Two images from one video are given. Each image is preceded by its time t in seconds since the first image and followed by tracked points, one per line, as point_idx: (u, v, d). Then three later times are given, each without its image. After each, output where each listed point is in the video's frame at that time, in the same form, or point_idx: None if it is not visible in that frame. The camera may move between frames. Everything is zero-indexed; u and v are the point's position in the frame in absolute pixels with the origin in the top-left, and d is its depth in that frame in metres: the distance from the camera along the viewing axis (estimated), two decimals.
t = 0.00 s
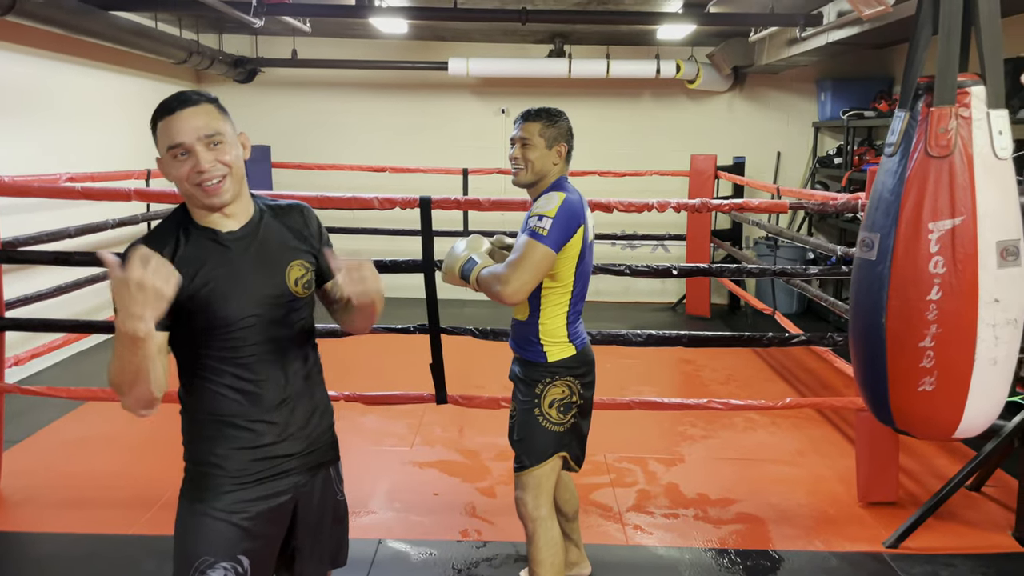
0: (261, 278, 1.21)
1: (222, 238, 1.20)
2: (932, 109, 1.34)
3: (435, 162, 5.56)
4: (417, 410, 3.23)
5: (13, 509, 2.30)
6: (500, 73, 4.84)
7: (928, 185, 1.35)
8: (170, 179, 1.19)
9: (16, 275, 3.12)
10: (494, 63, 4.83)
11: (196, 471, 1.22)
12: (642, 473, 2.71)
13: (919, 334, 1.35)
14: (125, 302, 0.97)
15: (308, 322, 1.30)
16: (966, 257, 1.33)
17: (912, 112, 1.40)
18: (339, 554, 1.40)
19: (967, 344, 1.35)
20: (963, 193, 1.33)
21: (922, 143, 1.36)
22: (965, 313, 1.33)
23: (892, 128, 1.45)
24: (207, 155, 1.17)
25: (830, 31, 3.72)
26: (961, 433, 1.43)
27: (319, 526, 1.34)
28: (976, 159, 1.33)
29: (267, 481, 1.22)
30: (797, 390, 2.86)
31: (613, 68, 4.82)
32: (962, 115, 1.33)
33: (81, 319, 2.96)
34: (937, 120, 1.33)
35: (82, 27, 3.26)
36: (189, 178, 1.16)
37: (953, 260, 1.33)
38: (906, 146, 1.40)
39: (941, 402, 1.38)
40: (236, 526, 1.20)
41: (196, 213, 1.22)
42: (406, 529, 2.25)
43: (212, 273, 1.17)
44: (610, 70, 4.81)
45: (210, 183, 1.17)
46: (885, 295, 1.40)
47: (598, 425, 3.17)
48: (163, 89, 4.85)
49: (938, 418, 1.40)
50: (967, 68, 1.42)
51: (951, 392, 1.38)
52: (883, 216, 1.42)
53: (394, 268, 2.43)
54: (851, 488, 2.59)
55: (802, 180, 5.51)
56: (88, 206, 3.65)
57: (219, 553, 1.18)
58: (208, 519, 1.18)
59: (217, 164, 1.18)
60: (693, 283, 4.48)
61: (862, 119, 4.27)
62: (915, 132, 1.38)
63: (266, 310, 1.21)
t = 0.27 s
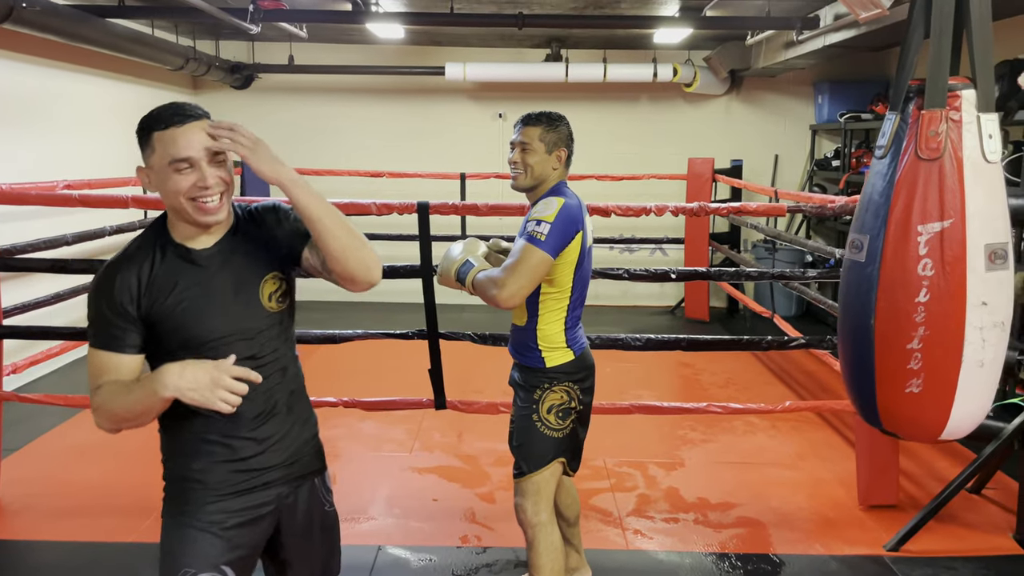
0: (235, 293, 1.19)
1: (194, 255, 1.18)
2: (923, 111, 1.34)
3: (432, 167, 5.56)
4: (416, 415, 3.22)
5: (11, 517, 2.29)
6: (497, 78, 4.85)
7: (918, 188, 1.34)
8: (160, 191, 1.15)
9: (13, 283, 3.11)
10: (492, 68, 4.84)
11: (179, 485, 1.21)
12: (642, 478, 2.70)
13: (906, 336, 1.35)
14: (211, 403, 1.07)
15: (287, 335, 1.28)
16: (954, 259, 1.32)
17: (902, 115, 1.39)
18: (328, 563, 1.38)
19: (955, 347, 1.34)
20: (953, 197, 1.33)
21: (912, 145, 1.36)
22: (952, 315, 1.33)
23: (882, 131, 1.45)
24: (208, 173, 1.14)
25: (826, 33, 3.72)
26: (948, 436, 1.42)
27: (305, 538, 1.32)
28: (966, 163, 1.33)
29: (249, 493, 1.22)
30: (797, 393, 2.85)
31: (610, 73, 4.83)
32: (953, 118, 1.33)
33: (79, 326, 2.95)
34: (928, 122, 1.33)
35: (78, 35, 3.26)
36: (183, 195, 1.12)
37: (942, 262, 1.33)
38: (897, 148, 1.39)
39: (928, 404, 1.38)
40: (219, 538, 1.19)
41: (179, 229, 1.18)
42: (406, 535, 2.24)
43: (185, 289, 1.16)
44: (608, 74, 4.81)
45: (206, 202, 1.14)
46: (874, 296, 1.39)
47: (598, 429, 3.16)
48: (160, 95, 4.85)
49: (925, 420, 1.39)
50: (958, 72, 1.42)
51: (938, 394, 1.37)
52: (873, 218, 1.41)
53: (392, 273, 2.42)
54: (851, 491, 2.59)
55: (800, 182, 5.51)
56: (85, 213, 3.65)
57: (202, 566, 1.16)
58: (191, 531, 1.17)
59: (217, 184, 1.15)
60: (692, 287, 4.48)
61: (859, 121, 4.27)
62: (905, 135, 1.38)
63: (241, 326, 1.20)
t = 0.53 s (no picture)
0: (175, 326, 1.07)
1: (133, 286, 1.03)
2: (916, 113, 1.34)
3: (434, 171, 5.57)
4: (420, 419, 3.22)
5: (16, 522, 2.30)
6: (499, 82, 4.85)
7: (910, 189, 1.35)
8: (121, 211, 1.00)
9: (17, 289, 3.13)
10: (493, 72, 4.84)
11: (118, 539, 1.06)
12: (646, 481, 2.70)
13: (896, 336, 1.35)
14: (215, 446, 0.93)
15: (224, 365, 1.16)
16: (945, 261, 1.33)
17: (896, 116, 1.40)
18: None
19: (945, 348, 1.34)
20: (945, 198, 1.33)
21: (906, 146, 1.36)
22: (942, 317, 1.33)
23: (876, 132, 1.45)
24: (187, 201, 1.03)
25: (828, 36, 3.73)
26: (938, 438, 1.43)
27: (276, 568, 1.21)
28: (959, 164, 1.33)
29: (201, 533, 1.09)
30: (800, 395, 2.85)
31: (612, 76, 4.83)
32: (946, 120, 1.33)
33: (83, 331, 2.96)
34: (922, 123, 1.33)
35: (82, 41, 3.27)
36: (155, 222, 1.00)
37: (933, 263, 1.33)
38: (890, 149, 1.40)
39: (917, 406, 1.38)
40: None
41: (124, 256, 1.03)
42: (410, 539, 2.24)
43: (123, 324, 1.01)
44: (609, 77, 4.81)
45: (176, 232, 1.02)
46: (865, 296, 1.40)
47: (601, 432, 3.16)
48: (163, 101, 4.86)
49: (914, 422, 1.39)
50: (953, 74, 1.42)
51: (928, 395, 1.37)
52: (865, 218, 1.42)
53: (395, 278, 2.43)
54: (855, 493, 2.59)
55: (802, 184, 5.50)
56: (88, 219, 3.66)
57: None
58: None
59: (192, 213, 1.04)
60: (694, 290, 4.48)
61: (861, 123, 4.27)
62: (899, 136, 1.38)
63: (185, 361, 1.07)
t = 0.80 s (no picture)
0: (90, 304, 0.96)
1: (45, 261, 0.91)
2: (909, 112, 1.34)
3: (434, 173, 5.57)
4: (419, 421, 3.22)
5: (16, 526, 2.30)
6: (498, 83, 4.85)
7: (902, 188, 1.35)
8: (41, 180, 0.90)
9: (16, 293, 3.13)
10: (492, 74, 4.84)
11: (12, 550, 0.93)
12: (646, 482, 2.70)
13: (887, 336, 1.35)
14: None
15: (125, 349, 1.07)
16: (937, 261, 1.32)
17: (889, 115, 1.39)
18: None
19: (936, 350, 1.34)
20: (937, 198, 1.33)
21: (898, 145, 1.36)
22: (933, 317, 1.33)
23: (869, 131, 1.45)
24: (103, 168, 0.97)
25: (826, 37, 3.73)
26: (928, 441, 1.42)
27: (155, 554, 1.12)
28: (951, 164, 1.33)
29: (86, 526, 0.98)
30: (800, 396, 2.85)
31: (611, 77, 4.83)
32: (939, 119, 1.33)
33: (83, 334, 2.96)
34: (915, 122, 1.33)
35: (80, 44, 3.27)
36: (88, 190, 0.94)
37: (924, 263, 1.33)
38: (883, 149, 1.40)
39: (907, 407, 1.38)
40: None
41: (36, 233, 0.93)
42: (410, 541, 2.24)
43: (44, 303, 0.89)
44: (608, 79, 4.81)
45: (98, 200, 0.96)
46: (856, 296, 1.40)
47: (601, 434, 3.16)
48: (162, 104, 4.87)
49: (903, 424, 1.39)
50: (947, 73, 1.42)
51: (918, 396, 1.37)
52: (857, 218, 1.42)
53: (394, 280, 2.43)
54: (855, 495, 2.58)
55: (802, 185, 5.50)
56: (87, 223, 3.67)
57: None
58: None
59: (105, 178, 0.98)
60: (694, 290, 4.48)
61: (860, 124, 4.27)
62: (892, 135, 1.38)
63: (90, 352, 0.95)
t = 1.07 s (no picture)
0: None
1: None
2: (908, 112, 1.34)
3: (435, 174, 5.57)
4: (420, 422, 3.23)
5: (19, 527, 2.31)
6: (499, 85, 4.86)
7: (901, 189, 1.34)
8: None
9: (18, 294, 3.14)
10: (493, 75, 4.85)
11: None
12: (646, 483, 2.70)
13: (886, 338, 1.35)
14: None
15: None
16: (936, 262, 1.32)
17: (887, 116, 1.39)
18: None
19: (935, 352, 1.34)
20: (936, 198, 1.33)
21: (897, 146, 1.36)
22: (932, 319, 1.33)
23: (868, 132, 1.45)
24: None
25: (826, 38, 3.73)
26: (927, 445, 1.42)
27: None
28: (950, 165, 1.33)
29: None
30: (801, 397, 2.85)
31: (612, 79, 4.83)
32: (938, 120, 1.33)
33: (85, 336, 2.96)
34: (913, 123, 1.33)
35: (81, 47, 3.28)
36: None
37: (923, 265, 1.33)
38: (881, 149, 1.40)
39: (906, 411, 1.38)
40: None
41: None
42: (410, 542, 2.25)
43: None
44: (608, 80, 4.81)
45: None
46: (854, 297, 1.40)
47: (602, 435, 3.16)
48: (163, 105, 4.88)
49: (903, 427, 1.39)
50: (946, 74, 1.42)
51: (917, 399, 1.37)
52: (855, 219, 1.41)
53: (393, 282, 2.43)
54: (856, 496, 2.58)
55: (803, 185, 5.50)
56: (89, 224, 3.68)
57: None
58: None
59: None
60: (695, 291, 4.48)
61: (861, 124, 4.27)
62: (890, 135, 1.38)
63: None
